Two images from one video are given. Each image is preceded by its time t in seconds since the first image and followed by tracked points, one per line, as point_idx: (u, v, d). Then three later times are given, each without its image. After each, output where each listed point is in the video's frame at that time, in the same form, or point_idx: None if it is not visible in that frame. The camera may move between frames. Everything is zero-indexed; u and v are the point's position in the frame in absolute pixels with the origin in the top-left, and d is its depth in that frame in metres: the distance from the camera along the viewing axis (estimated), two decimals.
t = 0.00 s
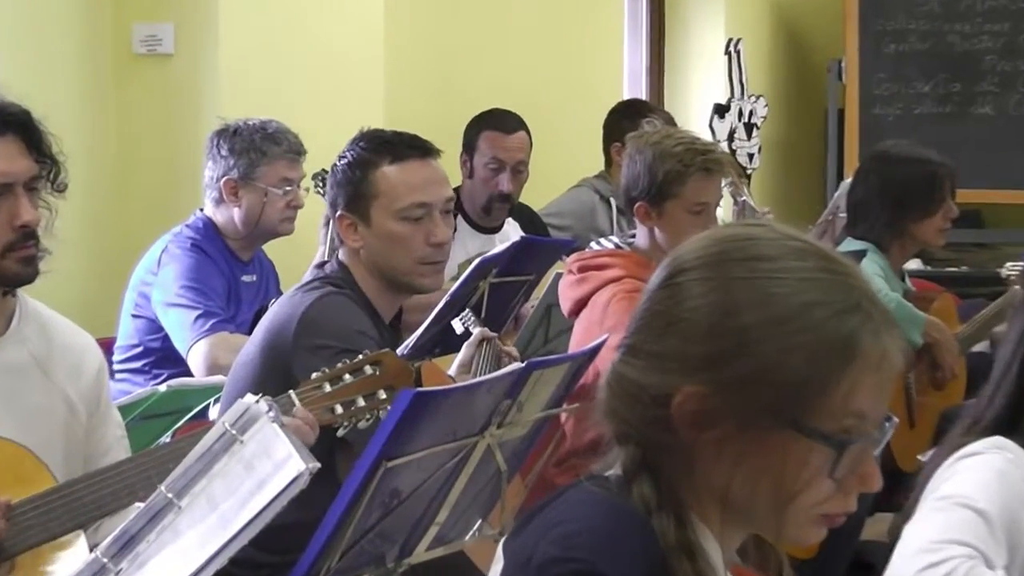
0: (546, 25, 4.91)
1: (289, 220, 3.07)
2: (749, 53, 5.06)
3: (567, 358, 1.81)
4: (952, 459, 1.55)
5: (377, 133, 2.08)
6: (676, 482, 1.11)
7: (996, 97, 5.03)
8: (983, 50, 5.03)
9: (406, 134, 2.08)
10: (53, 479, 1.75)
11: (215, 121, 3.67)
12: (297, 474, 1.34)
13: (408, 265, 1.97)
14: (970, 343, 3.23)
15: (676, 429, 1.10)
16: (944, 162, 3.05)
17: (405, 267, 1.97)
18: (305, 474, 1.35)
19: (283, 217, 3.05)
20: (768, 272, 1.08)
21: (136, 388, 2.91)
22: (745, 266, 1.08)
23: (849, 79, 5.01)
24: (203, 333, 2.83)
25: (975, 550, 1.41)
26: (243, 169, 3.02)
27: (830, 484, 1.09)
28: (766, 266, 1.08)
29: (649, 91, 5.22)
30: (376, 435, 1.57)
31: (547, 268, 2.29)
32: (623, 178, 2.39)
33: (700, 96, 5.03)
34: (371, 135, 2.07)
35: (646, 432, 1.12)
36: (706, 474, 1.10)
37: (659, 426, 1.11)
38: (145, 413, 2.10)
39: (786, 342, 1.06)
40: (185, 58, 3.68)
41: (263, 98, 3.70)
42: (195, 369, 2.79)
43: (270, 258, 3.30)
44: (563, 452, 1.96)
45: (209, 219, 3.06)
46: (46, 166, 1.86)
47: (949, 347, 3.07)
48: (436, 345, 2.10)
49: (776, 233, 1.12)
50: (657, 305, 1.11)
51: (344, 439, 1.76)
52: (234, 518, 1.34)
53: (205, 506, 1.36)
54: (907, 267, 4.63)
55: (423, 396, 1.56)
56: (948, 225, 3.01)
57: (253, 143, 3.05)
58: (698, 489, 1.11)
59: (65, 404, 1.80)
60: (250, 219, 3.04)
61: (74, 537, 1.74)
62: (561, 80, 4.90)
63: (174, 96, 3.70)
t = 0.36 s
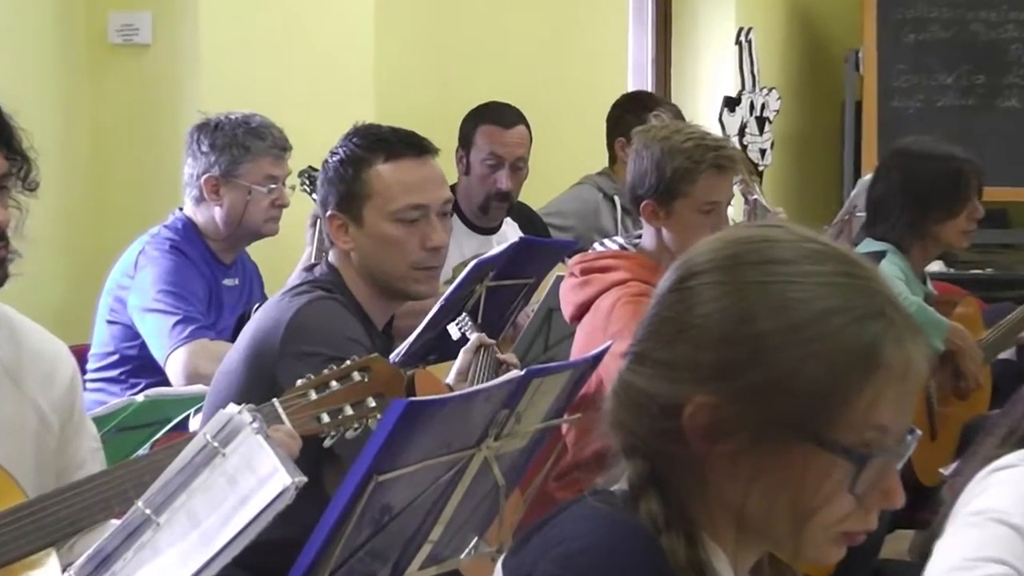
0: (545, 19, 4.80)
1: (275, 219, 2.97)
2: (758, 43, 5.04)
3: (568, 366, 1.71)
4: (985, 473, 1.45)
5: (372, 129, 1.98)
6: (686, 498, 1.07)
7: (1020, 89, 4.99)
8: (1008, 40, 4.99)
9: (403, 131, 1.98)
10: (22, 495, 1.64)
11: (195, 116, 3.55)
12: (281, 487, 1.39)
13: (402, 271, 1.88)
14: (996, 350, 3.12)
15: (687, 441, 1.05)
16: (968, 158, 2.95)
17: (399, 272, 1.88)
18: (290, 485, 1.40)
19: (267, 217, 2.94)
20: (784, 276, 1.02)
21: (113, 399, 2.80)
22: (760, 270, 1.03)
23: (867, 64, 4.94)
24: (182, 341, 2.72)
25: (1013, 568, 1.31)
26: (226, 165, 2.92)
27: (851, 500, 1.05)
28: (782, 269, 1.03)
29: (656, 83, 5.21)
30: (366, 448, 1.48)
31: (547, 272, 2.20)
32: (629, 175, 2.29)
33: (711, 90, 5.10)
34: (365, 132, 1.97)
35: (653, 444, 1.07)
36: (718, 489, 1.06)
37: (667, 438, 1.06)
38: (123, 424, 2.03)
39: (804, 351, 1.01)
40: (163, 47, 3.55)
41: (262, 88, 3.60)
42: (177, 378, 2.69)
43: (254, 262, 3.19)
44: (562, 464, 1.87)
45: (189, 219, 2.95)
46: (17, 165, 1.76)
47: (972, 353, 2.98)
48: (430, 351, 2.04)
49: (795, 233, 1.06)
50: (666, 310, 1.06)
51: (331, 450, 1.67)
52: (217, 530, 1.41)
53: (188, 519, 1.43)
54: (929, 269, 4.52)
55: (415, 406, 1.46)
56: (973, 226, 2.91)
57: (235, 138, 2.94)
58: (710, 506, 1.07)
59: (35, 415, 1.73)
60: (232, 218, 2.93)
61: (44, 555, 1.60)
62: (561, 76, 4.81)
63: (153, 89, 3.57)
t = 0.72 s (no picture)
0: (547, 7, 4.65)
1: (259, 218, 2.86)
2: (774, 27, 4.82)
3: (571, 371, 1.61)
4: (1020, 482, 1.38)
5: (364, 122, 1.89)
6: (693, 510, 1.05)
7: None
8: None
9: (397, 124, 1.89)
10: None
11: (177, 106, 3.43)
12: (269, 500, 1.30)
13: (395, 272, 1.80)
14: None
15: (696, 452, 1.03)
16: (997, 150, 2.85)
17: (392, 274, 1.79)
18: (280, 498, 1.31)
19: (252, 214, 2.84)
20: (798, 275, 1.01)
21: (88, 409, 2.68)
22: (774, 270, 1.01)
23: (889, 50, 4.70)
24: (163, 345, 2.60)
25: None
26: (211, 158, 2.82)
27: (870, 511, 1.02)
28: (798, 268, 1.01)
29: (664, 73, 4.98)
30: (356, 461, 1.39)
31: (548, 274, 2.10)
32: (636, 168, 2.19)
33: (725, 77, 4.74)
34: (356, 125, 1.88)
35: (660, 455, 1.05)
36: (729, 500, 1.03)
37: (674, 448, 1.04)
38: (100, 435, 1.95)
39: (819, 355, 0.99)
40: (141, 36, 3.44)
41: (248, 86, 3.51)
42: (153, 385, 2.57)
43: (236, 259, 3.06)
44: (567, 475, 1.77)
45: (170, 216, 2.85)
46: None
47: (1003, 355, 2.86)
48: (426, 356, 1.96)
49: (808, 232, 1.04)
50: (674, 311, 1.04)
51: (320, 460, 1.58)
52: (201, 547, 1.31)
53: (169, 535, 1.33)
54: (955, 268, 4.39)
55: (407, 416, 1.37)
56: (1002, 222, 2.82)
57: (219, 132, 2.83)
58: (720, 518, 1.04)
59: (7, 426, 1.65)
60: (215, 216, 2.83)
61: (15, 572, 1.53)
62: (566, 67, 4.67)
63: (135, 80, 3.46)
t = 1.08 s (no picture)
0: None
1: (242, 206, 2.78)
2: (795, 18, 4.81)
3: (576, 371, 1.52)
4: None
5: (352, 105, 1.80)
6: (704, 517, 1.00)
7: None
8: None
9: (387, 107, 1.80)
10: None
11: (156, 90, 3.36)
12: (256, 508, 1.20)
13: (386, 266, 1.71)
14: None
15: (709, 456, 0.98)
16: None
17: (383, 268, 1.71)
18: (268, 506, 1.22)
19: (236, 203, 2.75)
20: (816, 268, 0.95)
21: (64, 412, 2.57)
22: (791, 262, 0.95)
23: (915, 26, 4.64)
24: (141, 345, 2.49)
25: None
26: (190, 144, 2.72)
27: (892, 519, 0.98)
28: (816, 260, 0.95)
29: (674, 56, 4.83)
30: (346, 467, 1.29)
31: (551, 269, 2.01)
32: (644, 156, 2.10)
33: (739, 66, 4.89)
34: (344, 109, 1.80)
35: (670, 459, 1.00)
36: (745, 506, 0.98)
37: (683, 451, 0.99)
38: (77, 439, 1.87)
39: (838, 354, 0.94)
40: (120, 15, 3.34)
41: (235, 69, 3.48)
42: (132, 385, 2.46)
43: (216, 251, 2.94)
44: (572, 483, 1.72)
45: (149, 207, 2.74)
46: None
47: None
48: (421, 356, 1.86)
49: (825, 223, 0.99)
50: (684, 306, 0.99)
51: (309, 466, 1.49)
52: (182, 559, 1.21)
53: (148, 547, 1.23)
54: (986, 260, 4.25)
55: (402, 417, 1.29)
56: None
57: (201, 116, 2.74)
58: (734, 527, 0.99)
59: None
60: (198, 205, 2.74)
61: None
62: (564, 52, 4.56)
63: (114, 63, 3.37)
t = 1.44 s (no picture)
0: None
1: (229, 195, 2.63)
2: None
3: (584, 368, 1.43)
4: None
5: (349, 87, 1.71)
6: (723, 522, 0.93)
7: None
8: None
9: (388, 90, 1.72)
10: None
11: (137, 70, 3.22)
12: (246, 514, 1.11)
13: (383, 259, 1.64)
14: None
15: (729, 458, 0.91)
16: None
17: (380, 261, 1.64)
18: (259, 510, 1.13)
19: (223, 191, 2.61)
20: (844, 260, 0.88)
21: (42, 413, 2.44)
22: (815, 253, 0.88)
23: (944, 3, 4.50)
24: (122, 341, 2.35)
25: None
26: (175, 128, 2.58)
27: (923, 527, 0.91)
28: (843, 250, 0.88)
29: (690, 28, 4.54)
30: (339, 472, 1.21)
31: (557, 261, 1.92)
32: (654, 139, 2.01)
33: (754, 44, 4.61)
34: (341, 91, 1.71)
35: (687, 461, 0.93)
36: (767, 511, 0.91)
37: (701, 451, 0.92)
38: (53, 442, 1.76)
39: (865, 354, 0.86)
40: None
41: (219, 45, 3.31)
42: (115, 385, 2.32)
43: (203, 242, 2.80)
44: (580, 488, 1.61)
45: (130, 194, 2.60)
46: None
47: None
48: (420, 352, 1.80)
49: (854, 210, 0.91)
50: (702, 300, 0.92)
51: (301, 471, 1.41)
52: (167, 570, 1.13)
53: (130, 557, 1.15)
54: None
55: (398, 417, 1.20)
56: None
57: (186, 99, 2.60)
58: (755, 533, 0.92)
59: None
60: (182, 194, 2.58)
61: None
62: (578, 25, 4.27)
63: (91, 38, 3.26)
